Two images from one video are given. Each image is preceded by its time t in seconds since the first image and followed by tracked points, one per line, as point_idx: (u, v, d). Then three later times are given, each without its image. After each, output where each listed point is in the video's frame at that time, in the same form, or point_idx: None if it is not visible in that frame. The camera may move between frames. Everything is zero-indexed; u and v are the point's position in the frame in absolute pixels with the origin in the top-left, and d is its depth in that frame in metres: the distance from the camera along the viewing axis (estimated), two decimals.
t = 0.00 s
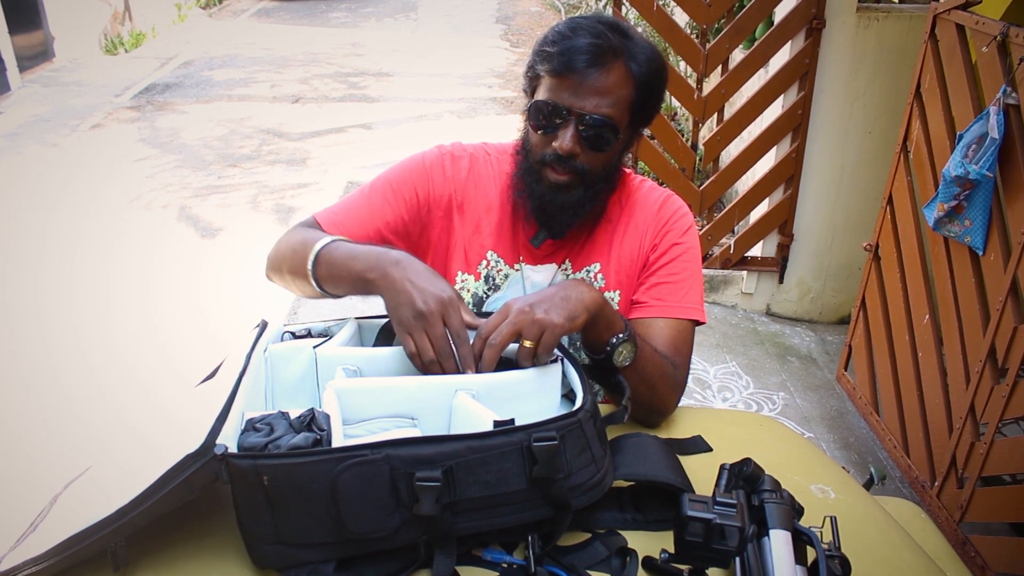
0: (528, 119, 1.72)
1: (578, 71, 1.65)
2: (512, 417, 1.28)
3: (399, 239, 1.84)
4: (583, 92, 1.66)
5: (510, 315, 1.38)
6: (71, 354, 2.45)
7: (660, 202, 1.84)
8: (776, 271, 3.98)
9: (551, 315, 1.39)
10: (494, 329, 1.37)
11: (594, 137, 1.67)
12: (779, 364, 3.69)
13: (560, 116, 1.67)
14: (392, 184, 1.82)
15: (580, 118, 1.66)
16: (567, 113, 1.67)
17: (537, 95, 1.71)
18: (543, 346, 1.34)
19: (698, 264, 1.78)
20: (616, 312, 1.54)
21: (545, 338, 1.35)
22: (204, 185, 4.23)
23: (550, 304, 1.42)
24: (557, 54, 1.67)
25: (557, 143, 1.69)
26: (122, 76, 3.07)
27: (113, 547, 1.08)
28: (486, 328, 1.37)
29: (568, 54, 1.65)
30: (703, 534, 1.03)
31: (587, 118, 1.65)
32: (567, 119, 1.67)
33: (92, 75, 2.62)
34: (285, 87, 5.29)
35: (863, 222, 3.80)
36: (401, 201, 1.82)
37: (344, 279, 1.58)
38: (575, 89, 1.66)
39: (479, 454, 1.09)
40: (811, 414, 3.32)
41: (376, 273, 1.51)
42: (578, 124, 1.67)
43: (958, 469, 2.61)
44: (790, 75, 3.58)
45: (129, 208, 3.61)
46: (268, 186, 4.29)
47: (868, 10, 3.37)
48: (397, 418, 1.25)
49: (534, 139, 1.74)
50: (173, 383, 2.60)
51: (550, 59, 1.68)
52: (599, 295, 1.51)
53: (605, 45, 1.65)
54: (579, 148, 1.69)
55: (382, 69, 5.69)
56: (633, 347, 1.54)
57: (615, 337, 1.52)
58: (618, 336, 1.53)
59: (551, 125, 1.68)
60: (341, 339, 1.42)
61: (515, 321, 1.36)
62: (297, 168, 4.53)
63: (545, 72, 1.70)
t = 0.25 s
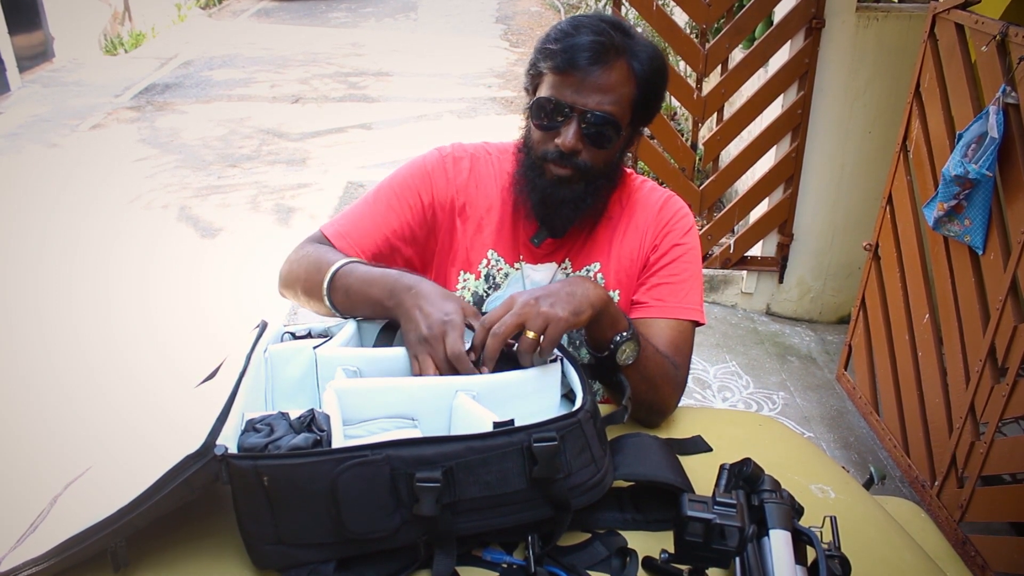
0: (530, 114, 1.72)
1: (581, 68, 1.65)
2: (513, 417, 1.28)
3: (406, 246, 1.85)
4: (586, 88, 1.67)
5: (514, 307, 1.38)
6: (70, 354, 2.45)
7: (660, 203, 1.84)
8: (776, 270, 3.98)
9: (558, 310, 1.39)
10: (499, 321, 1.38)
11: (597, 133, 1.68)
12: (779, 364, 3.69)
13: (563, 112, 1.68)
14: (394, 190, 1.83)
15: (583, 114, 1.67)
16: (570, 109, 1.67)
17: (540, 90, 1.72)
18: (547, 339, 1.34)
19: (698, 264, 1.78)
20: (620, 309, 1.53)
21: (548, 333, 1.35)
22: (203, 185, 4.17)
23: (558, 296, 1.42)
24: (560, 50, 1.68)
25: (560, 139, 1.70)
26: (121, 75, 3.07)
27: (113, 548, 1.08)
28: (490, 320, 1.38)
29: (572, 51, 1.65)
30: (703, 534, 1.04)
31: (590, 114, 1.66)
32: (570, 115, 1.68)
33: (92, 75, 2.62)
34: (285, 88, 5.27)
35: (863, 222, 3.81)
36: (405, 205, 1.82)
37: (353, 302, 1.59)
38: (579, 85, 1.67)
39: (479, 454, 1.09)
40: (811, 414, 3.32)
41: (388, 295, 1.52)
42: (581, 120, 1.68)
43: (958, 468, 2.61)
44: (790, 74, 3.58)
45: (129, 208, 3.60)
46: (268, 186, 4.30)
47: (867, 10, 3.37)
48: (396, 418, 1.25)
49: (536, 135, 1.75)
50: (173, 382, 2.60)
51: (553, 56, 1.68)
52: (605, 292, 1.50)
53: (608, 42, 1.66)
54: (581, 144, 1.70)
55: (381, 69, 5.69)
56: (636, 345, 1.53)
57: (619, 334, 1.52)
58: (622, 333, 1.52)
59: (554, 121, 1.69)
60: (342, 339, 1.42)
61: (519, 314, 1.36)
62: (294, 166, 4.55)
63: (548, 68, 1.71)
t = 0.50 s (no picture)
0: (544, 103, 1.73)
1: (596, 57, 1.68)
2: (513, 417, 1.27)
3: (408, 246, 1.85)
4: (600, 77, 1.69)
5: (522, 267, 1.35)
6: (71, 354, 2.44)
7: (663, 203, 1.84)
8: (776, 270, 3.98)
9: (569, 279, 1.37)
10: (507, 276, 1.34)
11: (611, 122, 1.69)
12: (779, 364, 3.69)
13: (577, 99, 1.69)
14: (395, 193, 1.83)
15: (597, 102, 1.68)
16: (585, 97, 1.69)
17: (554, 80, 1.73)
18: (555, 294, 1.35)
19: (700, 266, 1.77)
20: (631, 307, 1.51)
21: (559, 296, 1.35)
22: (203, 185, 4.21)
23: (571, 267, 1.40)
24: (576, 41, 1.70)
25: (573, 127, 1.71)
26: (121, 76, 3.06)
27: (113, 548, 1.08)
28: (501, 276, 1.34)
29: (588, 41, 1.68)
30: (703, 534, 1.04)
31: (605, 101, 1.67)
32: (584, 103, 1.69)
33: (92, 75, 2.61)
34: (284, 87, 5.31)
35: (863, 222, 3.80)
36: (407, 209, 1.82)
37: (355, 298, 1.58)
38: (593, 74, 1.69)
39: (479, 454, 1.09)
40: (811, 414, 3.32)
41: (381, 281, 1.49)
42: (595, 108, 1.69)
43: (958, 468, 2.61)
44: (790, 74, 3.58)
45: (129, 208, 3.60)
46: (268, 187, 4.28)
47: (867, 10, 3.37)
48: (396, 418, 1.25)
49: (548, 124, 1.75)
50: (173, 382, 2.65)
51: (569, 46, 1.71)
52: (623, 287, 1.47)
53: (624, 34, 1.69)
54: (594, 132, 1.71)
55: (382, 69, 5.67)
56: (643, 343, 1.53)
57: (628, 332, 1.51)
58: (630, 331, 1.51)
59: (567, 109, 1.70)
60: (342, 340, 1.42)
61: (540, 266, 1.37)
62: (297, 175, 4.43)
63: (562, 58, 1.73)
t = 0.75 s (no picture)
0: (552, 91, 1.74)
1: (605, 48, 1.71)
2: (514, 417, 1.27)
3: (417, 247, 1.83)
4: (609, 66, 1.71)
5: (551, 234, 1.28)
6: (71, 353, 2.44)
7: (664, 203, 1.84)
8: (776, 270, 3.98)
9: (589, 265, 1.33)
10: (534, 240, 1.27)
11: (619, 109, 1.70)
12: (779, 363, 3.68)
13: (587, 85, 1.69)
14: (399, 192, 1.81)
15: (606, 88, 1.69)
16: (594, 83, 1.69)
17: (562, 69, 1.75)
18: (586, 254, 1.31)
19: (701, 265, 1.77)
20: (629, 306, 1.49)
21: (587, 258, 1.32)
22: (203, 184, 4.21)
23: (603, 252, 1.33)
24: (585, 32, 1.73)
25: (582, 113, 1.70)
26: (121, 75, 3.07)
27: (113, 547, 1.08)
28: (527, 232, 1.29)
29: (597, 32, 1.72)
30: (703, 534, 1.04)
31: (614, 88, 1.68)
32: (592, 89, 1.69)
33: (92, 75, 2.62)
34: (285, 87, 5.32)
35: (863, 221, 3.80)
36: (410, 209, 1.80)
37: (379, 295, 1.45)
38: (602, 63, 1.71)
39: (478, 453, 1.09)
40: (811, 414, 3.32)
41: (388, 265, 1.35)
42: (604, 95, 1.69)
43: (958, 468, 2.61)
44: (790, 74, 3.58)
45: (128, 208, 3.60)
46: (268, 186, 4.28)
47: (867, 9, 3.37)
48: (396, 417, 1.25)
49: (555, 112, 1.75)
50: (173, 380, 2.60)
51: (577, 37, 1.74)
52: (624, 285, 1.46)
53: (632, 26, 1.72)
54: (603, 118, 1.70)
55: (382, 69, 5.67)
56: (638, 342, 1.51)
57: (621, 331, 1.50)
58: (626, 329, 1.50)
59: (576, 95, 1.70)
60: (340, 340, 1.42)
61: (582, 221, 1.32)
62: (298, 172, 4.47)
63: (571, 49, 1.76)
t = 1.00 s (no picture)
0: (562, 88, 1.74)
1: (616, 49, 1.73)
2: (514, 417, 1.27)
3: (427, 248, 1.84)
4: (620, 66, 1.72)
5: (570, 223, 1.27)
6: (71, 354, 2.44)
7: (668, 204, 1.84)
8: (776, 270, 3.98)
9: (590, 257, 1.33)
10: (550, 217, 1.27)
11: (630, 107, 1.70)
12: (779, 364, 3.69)
13: (597, 83, 1.70)
14: (408, 193, 1.82)
15: (617, 87, 1.69)
16: (606, 82, 1.69)
17: (573, 68, 1.75)
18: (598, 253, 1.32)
19: (703, 267, 1.78)
20: (629, 305, 1.48)
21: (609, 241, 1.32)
22: (204, 186, 4.15)
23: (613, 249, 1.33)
24: (596, 32, 1.75)
25: (592, 110, 1.70)
26: (121, 76, 3.07)
27: (114, 548, 1.08)
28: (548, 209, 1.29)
29: (608, 33, 1.73)
30: (704, 534, 1.04)
31: (624, 86, 1.69)
32: (603, 87, 1.69)
33: (92, 75, 2.62)
34: (285, 87, 5.31)
35: (863, 221, 3.80)
36: (419, 208, 1.81)
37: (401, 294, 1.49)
38: (613, 63, 1.72)
39: (479, 454, 1.09)
40: (812, 414, 3.32)
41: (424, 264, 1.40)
42: (615, 93, 1.69)
43: (957, 468, 2.61)
44: (790, 74, 3.58)
45: (128, 208, 3.60)
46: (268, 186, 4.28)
47: (866, 9, 3.37)
48: (396, 417, 1.25)
49: (564, 109, 1.75)
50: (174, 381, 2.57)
51: (588, 38, 1.76)
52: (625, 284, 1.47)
53: (642, 28, 1.74)
54: (614, 116, 1.70)
55: (381, 69, 5.68)
56: (635, 341, 1.51)
57: (620, 330, 1.49)
58: (624, 328, 1.49)
59: (587, 93, 1.70)
60: (341, 340, 1.42)
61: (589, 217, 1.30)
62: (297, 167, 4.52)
63: (582, 49, 1.77)
